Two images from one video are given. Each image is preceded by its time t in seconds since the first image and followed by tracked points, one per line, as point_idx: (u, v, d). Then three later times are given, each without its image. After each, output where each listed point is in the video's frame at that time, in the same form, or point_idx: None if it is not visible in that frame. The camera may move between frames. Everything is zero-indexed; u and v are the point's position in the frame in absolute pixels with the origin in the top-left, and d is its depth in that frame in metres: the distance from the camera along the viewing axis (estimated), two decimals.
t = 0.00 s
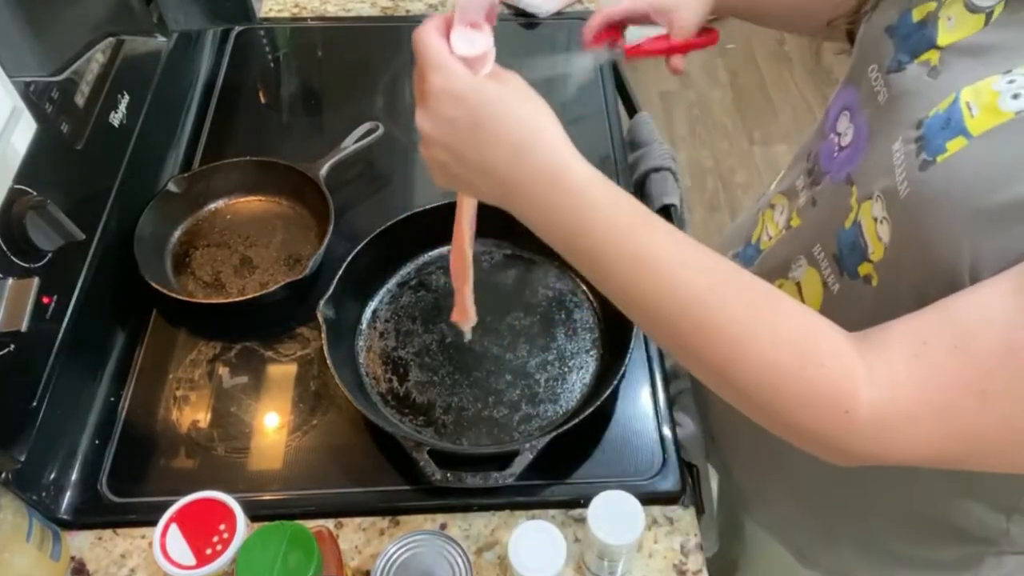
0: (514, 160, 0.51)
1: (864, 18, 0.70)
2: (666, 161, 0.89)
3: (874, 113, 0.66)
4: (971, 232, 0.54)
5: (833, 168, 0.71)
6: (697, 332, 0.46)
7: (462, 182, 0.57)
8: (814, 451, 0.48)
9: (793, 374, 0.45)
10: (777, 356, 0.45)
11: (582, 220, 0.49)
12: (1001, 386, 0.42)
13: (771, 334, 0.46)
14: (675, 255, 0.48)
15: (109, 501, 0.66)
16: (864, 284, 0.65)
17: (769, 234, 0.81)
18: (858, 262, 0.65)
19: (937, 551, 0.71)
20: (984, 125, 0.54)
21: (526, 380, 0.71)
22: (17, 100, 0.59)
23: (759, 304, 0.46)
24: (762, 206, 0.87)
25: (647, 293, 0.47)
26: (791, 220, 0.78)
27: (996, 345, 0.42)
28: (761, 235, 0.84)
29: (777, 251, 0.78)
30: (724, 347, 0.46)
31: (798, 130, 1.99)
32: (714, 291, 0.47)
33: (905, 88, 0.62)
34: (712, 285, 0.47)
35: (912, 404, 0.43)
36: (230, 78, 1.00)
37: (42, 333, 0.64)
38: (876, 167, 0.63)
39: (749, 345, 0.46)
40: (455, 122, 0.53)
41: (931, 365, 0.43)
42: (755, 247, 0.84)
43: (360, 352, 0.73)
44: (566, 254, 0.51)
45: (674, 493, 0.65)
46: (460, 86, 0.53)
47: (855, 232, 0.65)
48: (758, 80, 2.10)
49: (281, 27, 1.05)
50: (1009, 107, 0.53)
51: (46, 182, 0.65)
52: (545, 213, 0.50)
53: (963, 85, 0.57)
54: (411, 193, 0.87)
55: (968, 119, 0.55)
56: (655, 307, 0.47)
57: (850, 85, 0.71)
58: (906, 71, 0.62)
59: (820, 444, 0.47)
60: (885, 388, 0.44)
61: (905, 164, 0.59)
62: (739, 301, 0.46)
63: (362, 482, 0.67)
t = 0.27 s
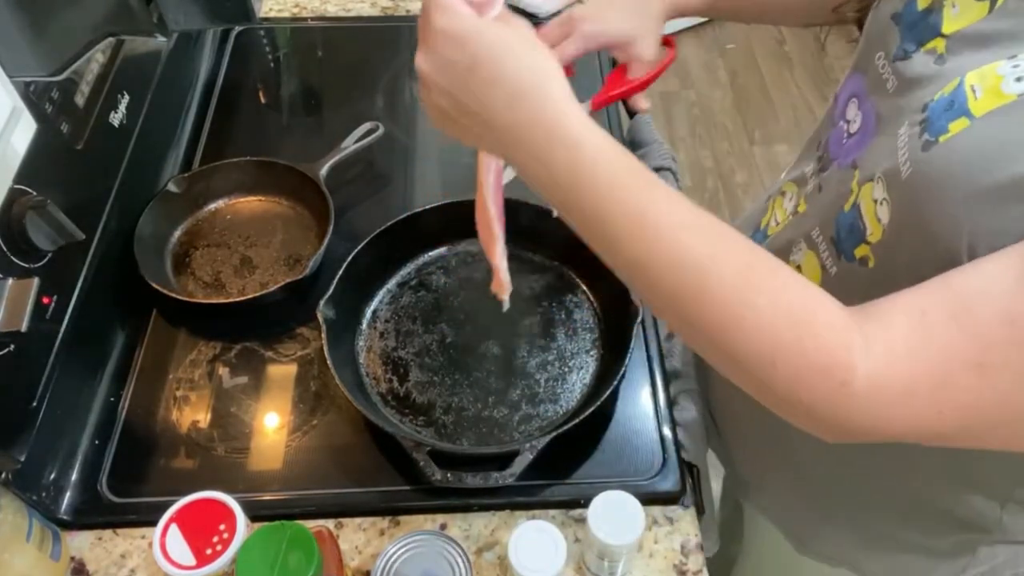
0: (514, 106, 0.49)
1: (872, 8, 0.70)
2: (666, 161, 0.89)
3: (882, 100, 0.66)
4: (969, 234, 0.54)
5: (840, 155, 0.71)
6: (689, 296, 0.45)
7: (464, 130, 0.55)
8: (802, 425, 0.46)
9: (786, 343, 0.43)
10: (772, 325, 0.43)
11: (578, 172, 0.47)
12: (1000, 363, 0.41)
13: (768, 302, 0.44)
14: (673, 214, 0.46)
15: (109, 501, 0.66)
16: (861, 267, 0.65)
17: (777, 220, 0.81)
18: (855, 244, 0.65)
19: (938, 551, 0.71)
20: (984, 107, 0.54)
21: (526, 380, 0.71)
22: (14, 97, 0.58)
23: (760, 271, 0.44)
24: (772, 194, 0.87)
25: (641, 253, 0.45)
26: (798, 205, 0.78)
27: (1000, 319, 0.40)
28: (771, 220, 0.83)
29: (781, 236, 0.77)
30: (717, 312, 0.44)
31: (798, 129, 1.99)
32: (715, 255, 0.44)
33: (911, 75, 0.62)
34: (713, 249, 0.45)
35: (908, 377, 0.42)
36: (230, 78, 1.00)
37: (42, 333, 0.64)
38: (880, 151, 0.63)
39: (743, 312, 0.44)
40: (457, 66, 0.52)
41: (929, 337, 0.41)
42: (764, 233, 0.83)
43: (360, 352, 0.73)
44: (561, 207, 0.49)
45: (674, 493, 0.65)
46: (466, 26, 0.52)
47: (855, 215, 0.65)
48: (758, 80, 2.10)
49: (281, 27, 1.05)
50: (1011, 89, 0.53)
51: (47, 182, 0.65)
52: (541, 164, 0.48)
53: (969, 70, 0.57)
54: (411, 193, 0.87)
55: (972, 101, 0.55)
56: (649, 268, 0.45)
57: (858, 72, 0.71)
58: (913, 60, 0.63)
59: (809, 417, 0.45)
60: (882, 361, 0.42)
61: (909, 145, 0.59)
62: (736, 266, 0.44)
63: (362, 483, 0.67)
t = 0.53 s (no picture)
0: (526, 76, 0.48)
1: (872, 8, 0.70)
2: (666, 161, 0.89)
3: (889, 97, 0.66)
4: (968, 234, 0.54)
5: (846, 152, 0.71)
6: (696, 268, 0.44)
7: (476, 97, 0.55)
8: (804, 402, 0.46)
9: (793, 318, 0.43)
10: (779, 299, 0.43)
11: (590, 142, 0.47)
12: (1010, 344, 0.40)
13: (775, 276, 0.43)
14: (683, 187, 0.45)
15: (109, 501, 0.66)
16: (863, 260, 0.65)
17: (780, 216, 0.82)
18: (858, 238, 0.65)
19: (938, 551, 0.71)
20: (992, 99, 0.53)
21: (527, 379, 0.71)
22: (13, 97, 0.57)
23: (768, 245, 0.44)
24: (775, 189, 0.88)
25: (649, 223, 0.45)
26: (801, 201, 0.78)
27: (1011, 299, 0.40)
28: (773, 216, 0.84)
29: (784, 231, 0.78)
30: (724, 284, 0.44)
31: (799, 129, 1.99)
32: (722, 227, 0.44)
33: (916, 72, 0.62)
34: (720, 222, 0.45)
35: (916, 355, 0.41)
36: (230, 78, 1.00)
37: (42, 333, 0.64)
38: (886, 146, 0.63)
39: (750, 285, 0.44)
40: (469, 32, 0.51)
41: (939, 316, 0.41)
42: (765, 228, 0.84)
43: (360, 352, 0.73)
44: (571, 177, 0.49)
45: (675, 494, 0.65)
46: None
47: (859, 208, 0.65)
48: (758, 80, 2.11)
49: (281, 27, 1.05)
50: (1018, 80, 0.52)
51: (47, 183, 0.65)
52: (552, 132, 0.48)
53: (973, 64, 0.57)
54: (411, 193, 0.87)
55: (978, 94, 0.54)
56: (657, 239, 0.45)
57: (861, 70, 0.71)
58: (917, 57, 0.63)
59: (812, 395, 0.45)
60: (890, 338, 0.42)
61: (916, 139, 0.59)
62: (745, 240, 0.44)
63: (362, 482, 0.67)
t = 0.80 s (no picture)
0: (529, 67, 0.49)
1: (871, 8, 0.70)
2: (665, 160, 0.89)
3: (888, 96, 0.66)
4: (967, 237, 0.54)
5: (845, 151, 0.71)
6: (695, 259, 0.44)
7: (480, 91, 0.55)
8: (803, 396, 0.46)
9: (793, 310, 0.43)
10: (779, 291, 0.43)
11: (591, 132, 0.47)
12: (1011, 339, 0.40)
13: (776, 267, 0.43)
14: (685, 178, 0.45)
15: (109, 501, 0.66)
16: (863, 259, 0.65)
17: (779, 215, 0.82)
18: (859, 237, 0.65)
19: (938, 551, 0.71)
20: (992, 96, 0.54)
21: (527, 379, 0.70)
22: (17, 99, 0.59)
23: (768, 236, 0.44)
24: (773, 189, 0.88)
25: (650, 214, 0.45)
26: (801, 200, 0.78)
27: (1011, 293, 0.40)
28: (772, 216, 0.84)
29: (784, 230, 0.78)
30: (724, 275, 0.44)
31: (799, 128, 1.99)
32: (723, 218, 0.44)
33: (916, 71, 0.62)
34: (721, 213, 0.45)
35: (916, 349, 0.41)
36: (230, 78, 0.99)
37: (42, 333, 0.64)
38: (887, 144, 0.63)
39: (750, 276, 0.44)
40: (472, 24, 0.51)
41: (941, 314, 0.41)
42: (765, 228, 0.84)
43: (360, 353, 0.73)
44: (573, 169, 0.49)
45: (675, 495, 0.65)
46: None
47: (860, 207, 0.65)
48: (758, 80, 2.11)
49: (281, 27, 1.05)
50: (1019, 78, 0.53)
51: (47, 183, 0.65)
52: (554, 122, 0.48)
53: (973, 62, 0.57)
54: (411, 193, 0.87)
55: (979, 91, 0.55)
56: (657, 229, 0.45)
57: (859, 69, 0.71)
58: (917, 56, 0.63)
59: (811, 389, 0.45)
60: (891, 334, 0.42)
61: (916, 136, 0.59)
62: (745, 231, 0.44)
63: (362, 482, 0.67)
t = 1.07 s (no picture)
0: (526, 70, 0.49)
1: (868, 9, 0.70)
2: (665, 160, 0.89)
3: (886, 97, 0.66)
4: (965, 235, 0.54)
5: (844, 152, 0.71)
6: (692, 257, 0.45)
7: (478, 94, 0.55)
8: (802, 394, 0.46)
9: (790, 307, 0.43)
10: (775, 288, 0.43)
11: (588, 132, 0.47)
12: (1009, 337, 0.40)
13: (772, 266, 0.44)
14: (681, 178, 0.46)
15: (109, 501, 0.66)
16: (861, 259, 0.65)
17: (778, 216, 0.82)
18: (857, 237, 0.65)
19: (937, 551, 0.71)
20: (990, 96, 0.54)
21: (527, 379, 0.70)
22: (17, 99, 0.59)
23: (764, 235, 0.44)
24: (773, 189, 0.87)
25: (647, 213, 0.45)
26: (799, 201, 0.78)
27: (1007, 290, 0.40)
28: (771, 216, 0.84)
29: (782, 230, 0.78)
30: (720, 274, 0.44)
31: (799, 129, 1.99)
32: (719, 217, 0.45)
33: (914, 71, 0.62)
34: (717, 212, 0.45)
35: (911, 346, 0.41)
36: (230, 78, 0.99)
37: (42, 333, 0.64)
38: (885, 145, 0.63)
39: (746, 274, 0.44)
40: (470, 28, 0.51)
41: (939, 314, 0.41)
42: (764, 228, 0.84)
43: (360, 353, 0.73)
44: (570, 170, 0.49)
45: (676, 495, 0.65)
46: None
47: (857, 207, 0.65)
48: (758, 80, 2.11)
49: (282, 27, 1.05)
50: (1017, 78, 0.53)
51: (47, 183, 0.65)
52: (551, 124, 0.48)
53: (971, 62, 0.57)
54: (411, 193, 0.87)
55: (977, 91, 0.55)
56: (654, 228, 0.45)
57: (857, 70, 0.71)
58: (915, 57, 0.63)
59: (809, 386, 0.45)
60: (890, 333, 0.42)
61: (914, 136, 0.58)
62: (741, 230, 0.44)
63: (363, 482, 0.67)
